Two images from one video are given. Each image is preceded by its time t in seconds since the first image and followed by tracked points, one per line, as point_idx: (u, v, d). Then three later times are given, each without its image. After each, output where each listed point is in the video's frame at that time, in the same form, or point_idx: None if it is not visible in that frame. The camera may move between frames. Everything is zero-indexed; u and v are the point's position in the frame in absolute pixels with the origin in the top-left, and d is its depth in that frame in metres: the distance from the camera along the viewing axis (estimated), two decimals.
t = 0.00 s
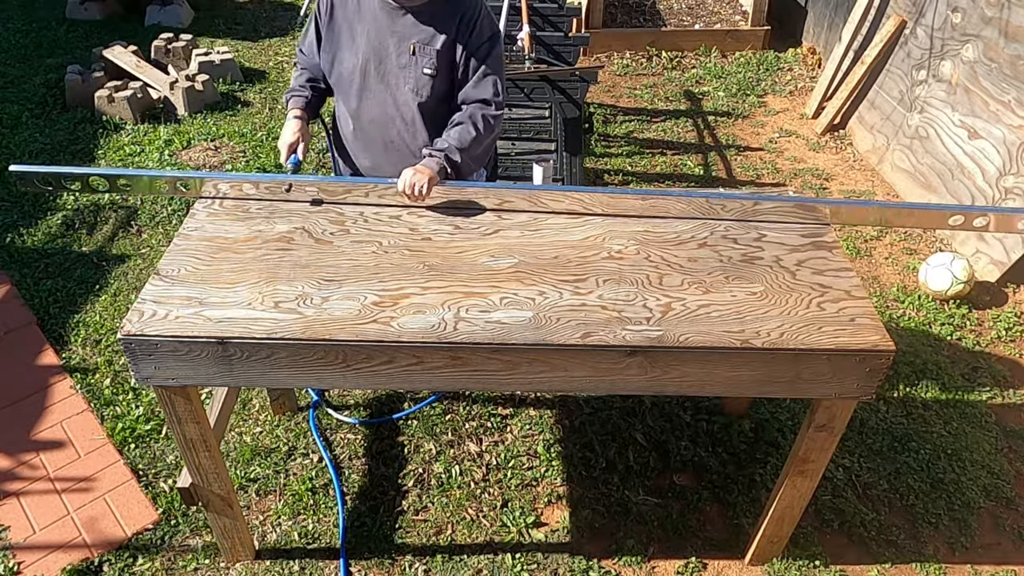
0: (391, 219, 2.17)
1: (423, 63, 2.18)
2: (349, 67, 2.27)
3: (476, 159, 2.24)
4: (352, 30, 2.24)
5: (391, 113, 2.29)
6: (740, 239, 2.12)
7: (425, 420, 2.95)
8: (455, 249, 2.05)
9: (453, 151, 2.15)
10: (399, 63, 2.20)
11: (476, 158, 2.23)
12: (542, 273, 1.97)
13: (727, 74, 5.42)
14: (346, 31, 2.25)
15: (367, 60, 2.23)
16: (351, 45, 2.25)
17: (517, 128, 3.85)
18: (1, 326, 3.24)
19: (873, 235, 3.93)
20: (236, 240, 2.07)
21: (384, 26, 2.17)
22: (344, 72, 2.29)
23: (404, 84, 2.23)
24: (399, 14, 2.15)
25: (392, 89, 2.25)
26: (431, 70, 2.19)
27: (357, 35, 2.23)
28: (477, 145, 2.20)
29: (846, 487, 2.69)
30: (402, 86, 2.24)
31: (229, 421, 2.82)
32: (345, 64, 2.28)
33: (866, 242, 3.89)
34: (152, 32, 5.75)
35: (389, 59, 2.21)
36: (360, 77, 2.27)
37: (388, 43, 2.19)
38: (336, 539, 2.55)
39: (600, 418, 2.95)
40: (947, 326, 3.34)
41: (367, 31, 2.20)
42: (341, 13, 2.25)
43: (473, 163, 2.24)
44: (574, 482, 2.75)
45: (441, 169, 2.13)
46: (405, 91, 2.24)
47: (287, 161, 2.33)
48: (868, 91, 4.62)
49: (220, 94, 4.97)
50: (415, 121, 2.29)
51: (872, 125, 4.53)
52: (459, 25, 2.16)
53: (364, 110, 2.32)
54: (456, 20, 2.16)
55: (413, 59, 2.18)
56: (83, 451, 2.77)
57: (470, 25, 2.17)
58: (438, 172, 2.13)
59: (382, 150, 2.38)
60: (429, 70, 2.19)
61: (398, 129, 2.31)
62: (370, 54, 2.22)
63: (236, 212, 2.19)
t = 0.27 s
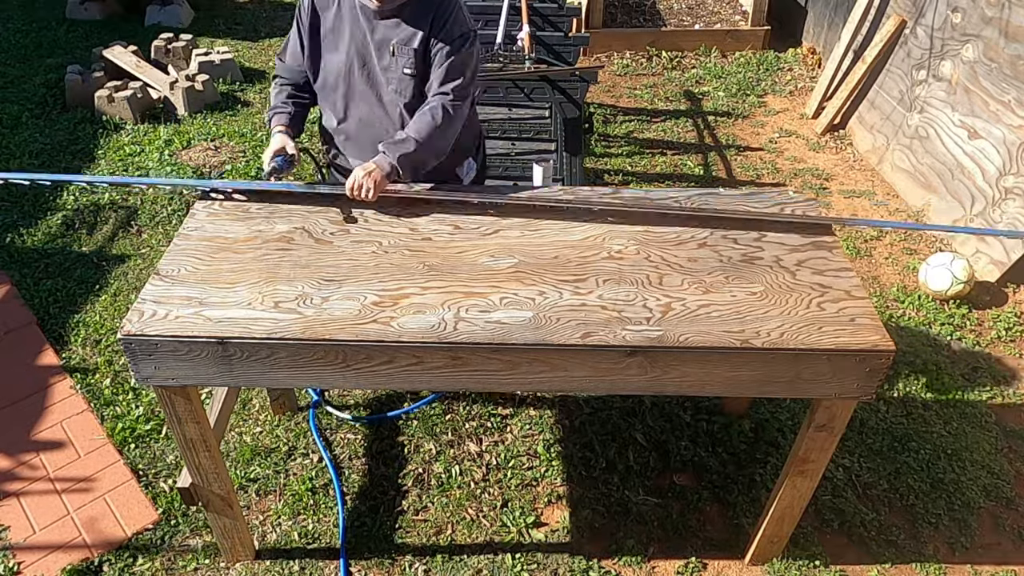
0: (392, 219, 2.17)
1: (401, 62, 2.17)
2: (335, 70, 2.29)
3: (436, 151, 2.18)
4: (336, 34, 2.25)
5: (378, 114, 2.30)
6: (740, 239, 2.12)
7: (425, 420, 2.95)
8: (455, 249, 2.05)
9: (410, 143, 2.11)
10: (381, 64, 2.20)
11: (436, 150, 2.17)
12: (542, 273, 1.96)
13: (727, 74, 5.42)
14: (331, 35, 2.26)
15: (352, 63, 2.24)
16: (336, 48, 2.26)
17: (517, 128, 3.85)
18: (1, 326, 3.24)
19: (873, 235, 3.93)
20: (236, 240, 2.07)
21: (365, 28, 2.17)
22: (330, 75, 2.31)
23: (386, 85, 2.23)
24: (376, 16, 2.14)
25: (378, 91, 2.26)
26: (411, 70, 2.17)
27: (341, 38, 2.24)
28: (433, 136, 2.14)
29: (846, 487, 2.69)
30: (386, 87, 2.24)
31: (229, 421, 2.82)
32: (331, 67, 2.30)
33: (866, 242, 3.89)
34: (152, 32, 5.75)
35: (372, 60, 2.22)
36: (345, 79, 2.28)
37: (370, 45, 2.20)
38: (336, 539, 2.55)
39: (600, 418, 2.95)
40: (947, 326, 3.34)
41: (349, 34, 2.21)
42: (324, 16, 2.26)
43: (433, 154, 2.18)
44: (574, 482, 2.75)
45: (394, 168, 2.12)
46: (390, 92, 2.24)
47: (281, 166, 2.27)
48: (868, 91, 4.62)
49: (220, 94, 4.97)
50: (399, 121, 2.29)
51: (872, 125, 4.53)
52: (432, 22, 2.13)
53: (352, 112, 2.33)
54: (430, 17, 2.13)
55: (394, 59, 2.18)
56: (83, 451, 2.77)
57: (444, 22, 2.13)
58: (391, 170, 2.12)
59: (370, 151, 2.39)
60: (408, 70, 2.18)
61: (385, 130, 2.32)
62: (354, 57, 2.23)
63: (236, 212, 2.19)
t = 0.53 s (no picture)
0: (391, 219, 2.17)
1: (430, 68, 2.19)
2: (358, 66, 2.29)
3: (470, 162, 2.25)
4: (363, 31, 2.25)
5: (398, 115, 2.31)
6: (740, 239, 2.12)
7: (425, 420, 2.95)
8: (455, 249, 2.05)
9: (448, 154, 2.19)
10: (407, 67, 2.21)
11: (469, 163, 2.24)
12: (542, 273, 1.97)
13: (727, 74, 5.42)
14: (357, 31, 2.26)
15: (376, 62, 2.24)
16: (360, 45, 2.26)
17: (517, 128, 3.86)
18: (1, 326, 3.24)
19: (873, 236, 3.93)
20: (236, 240, 2.07)
21: (395, 29, 2.18)
22: (352, 71, 2.31)
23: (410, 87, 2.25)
24: (408, 19, 2.14)
25: (401, 92, 2.27)
26: (438, 76, 2.19)
27: (367, 36, 2.24)
28: (473, 149, 2.21)
29: (846, 487, 2.69)
30: (410, 89, 2.25)
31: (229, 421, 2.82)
32: (354, 63, 2.30)
33: (865, 242, 3.89)
34: (152, 32, 5.75)
35: (399, 61, 2.22)
36: (368, 77, 2.28)
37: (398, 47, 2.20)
38: (335, 539, 2.55)
39: (600, 418, 2.95)
40: (947, 326, 3.34)
41: (377, 33, 2.21)
42: (353, 11, 2.25)
43: (468, 167, 2.25)
44: (574, 482, 2.75)
45: (433, 176, 2.21)
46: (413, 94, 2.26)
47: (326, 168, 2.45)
48: (868, 91, 4.62)
49: (221, 94, 4.97)
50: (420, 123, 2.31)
51: (872, 125, 4.53)
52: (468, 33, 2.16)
53: (370, 109, 2.34)
54: (467, 27, 2.16)
55: (422, 64, 2.19)
56: (83, 451, 2.77)
57: (478, 33, 2.17)
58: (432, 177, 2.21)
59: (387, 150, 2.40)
60: (436, 76, 2.19)
61: (403, 131, 2.33)
62: (380, 55, 2.23)
63: (236, 212, 2.19)
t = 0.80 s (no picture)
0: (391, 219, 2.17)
1: (425, 65, 2.20)
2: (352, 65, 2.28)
3: (470, 160, 2.25)
4: (355, 30, 2.25)
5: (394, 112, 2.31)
6: (740, 239, 2.12)
7: (425, 420, 2.95)
8: (455, 249, 2.05)
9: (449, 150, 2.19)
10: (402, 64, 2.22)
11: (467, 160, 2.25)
12: (542, 273, 1.97)
13: (727, 73, 5.42)
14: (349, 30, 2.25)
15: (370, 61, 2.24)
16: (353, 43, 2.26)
17: (517, 128, 3.85)
18: (1, 326, 3.24)
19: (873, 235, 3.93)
20: (236, 240, 2.07)
21: (389, 27, 2.18)
22: (346, 69, 2.30)
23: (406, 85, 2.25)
24: (401, 17, 2.15)
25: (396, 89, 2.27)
26: (434, 74, 2.20)
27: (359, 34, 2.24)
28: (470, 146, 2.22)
29: (846, 487, 2.69)
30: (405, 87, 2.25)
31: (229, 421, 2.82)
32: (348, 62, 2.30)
33: (866, 242, 3.89)
34: (152, 32, 5.75)
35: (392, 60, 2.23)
36: (362, 75, 2.28)
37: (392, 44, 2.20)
38: (336, 539, 2.55)
39: (600, 418, 2.95)
40: (947, 326, 3.34)
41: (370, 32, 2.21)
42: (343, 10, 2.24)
43: (466, 165, 2.25)
44: (574, 482, 2.75)
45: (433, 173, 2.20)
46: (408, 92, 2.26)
47: (314, 169, 2.37)
48: (868, 91, 4.62)
49: (220, 94, 4.97)
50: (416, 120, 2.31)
51: (872, 125, 4.53)
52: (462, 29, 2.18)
53: (365, 108, 2.33)
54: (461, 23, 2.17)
55: (417, 62, 2.20)
56: (83, 451, 2.77)
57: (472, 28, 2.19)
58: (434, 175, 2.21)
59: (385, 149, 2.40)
60: (432, 73, 2.20)
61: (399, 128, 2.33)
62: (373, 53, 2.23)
63: (236, 212, 2.19)
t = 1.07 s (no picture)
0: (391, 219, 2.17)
1: (436, 74, 2.17)
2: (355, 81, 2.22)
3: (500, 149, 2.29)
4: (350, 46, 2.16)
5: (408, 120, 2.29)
6: (740, 239, 2.12)
7: (425, 421, 2.95)
8: (456, 249, 2.05)
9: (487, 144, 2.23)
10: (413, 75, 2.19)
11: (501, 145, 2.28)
12: (542, 273, 1.97)
13: (727, 74, 5.42)
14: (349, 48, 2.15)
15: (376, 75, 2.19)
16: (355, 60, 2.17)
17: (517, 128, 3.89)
18: (1, 326, 3.24)
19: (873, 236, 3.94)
20: (236, 240, 2.07)
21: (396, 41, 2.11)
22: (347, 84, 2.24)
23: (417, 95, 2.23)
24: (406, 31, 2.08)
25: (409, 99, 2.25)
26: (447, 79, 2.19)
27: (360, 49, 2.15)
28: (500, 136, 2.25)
29: (846, 487, 2.69)
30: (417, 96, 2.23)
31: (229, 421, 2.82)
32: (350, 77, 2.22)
33: (866, 242, 3.89)
34: (152, 32, 5.75)
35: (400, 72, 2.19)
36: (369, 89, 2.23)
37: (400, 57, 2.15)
38: (336, 539, 2.55)
39: (600, 418, 2.95)
40: (947, 326, 3.34)
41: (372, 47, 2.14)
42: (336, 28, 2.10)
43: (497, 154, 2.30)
44: (574, 482, 2.75)
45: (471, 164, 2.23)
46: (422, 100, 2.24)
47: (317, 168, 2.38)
48: (868, 91, 4.62)
49: (220, 94, 4.97)
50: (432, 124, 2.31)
51: (872, 125, 4.53)
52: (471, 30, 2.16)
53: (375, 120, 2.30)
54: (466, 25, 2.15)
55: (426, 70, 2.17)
56: (83, 451, 2.78)
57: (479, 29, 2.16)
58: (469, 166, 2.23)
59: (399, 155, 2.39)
60: (445, 81, 2.20)
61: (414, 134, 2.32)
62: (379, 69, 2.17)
63: (236, 212, 2.20)
